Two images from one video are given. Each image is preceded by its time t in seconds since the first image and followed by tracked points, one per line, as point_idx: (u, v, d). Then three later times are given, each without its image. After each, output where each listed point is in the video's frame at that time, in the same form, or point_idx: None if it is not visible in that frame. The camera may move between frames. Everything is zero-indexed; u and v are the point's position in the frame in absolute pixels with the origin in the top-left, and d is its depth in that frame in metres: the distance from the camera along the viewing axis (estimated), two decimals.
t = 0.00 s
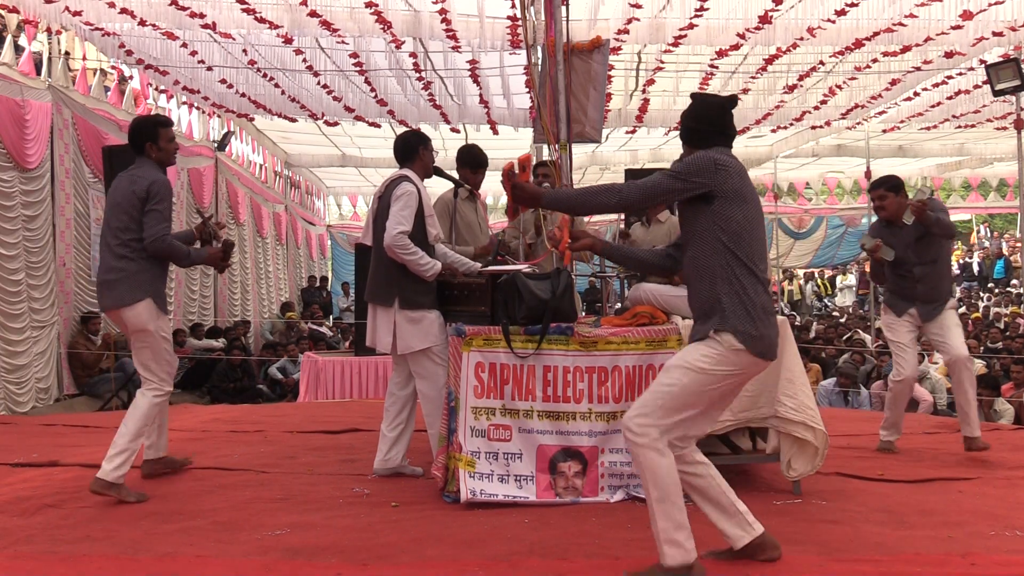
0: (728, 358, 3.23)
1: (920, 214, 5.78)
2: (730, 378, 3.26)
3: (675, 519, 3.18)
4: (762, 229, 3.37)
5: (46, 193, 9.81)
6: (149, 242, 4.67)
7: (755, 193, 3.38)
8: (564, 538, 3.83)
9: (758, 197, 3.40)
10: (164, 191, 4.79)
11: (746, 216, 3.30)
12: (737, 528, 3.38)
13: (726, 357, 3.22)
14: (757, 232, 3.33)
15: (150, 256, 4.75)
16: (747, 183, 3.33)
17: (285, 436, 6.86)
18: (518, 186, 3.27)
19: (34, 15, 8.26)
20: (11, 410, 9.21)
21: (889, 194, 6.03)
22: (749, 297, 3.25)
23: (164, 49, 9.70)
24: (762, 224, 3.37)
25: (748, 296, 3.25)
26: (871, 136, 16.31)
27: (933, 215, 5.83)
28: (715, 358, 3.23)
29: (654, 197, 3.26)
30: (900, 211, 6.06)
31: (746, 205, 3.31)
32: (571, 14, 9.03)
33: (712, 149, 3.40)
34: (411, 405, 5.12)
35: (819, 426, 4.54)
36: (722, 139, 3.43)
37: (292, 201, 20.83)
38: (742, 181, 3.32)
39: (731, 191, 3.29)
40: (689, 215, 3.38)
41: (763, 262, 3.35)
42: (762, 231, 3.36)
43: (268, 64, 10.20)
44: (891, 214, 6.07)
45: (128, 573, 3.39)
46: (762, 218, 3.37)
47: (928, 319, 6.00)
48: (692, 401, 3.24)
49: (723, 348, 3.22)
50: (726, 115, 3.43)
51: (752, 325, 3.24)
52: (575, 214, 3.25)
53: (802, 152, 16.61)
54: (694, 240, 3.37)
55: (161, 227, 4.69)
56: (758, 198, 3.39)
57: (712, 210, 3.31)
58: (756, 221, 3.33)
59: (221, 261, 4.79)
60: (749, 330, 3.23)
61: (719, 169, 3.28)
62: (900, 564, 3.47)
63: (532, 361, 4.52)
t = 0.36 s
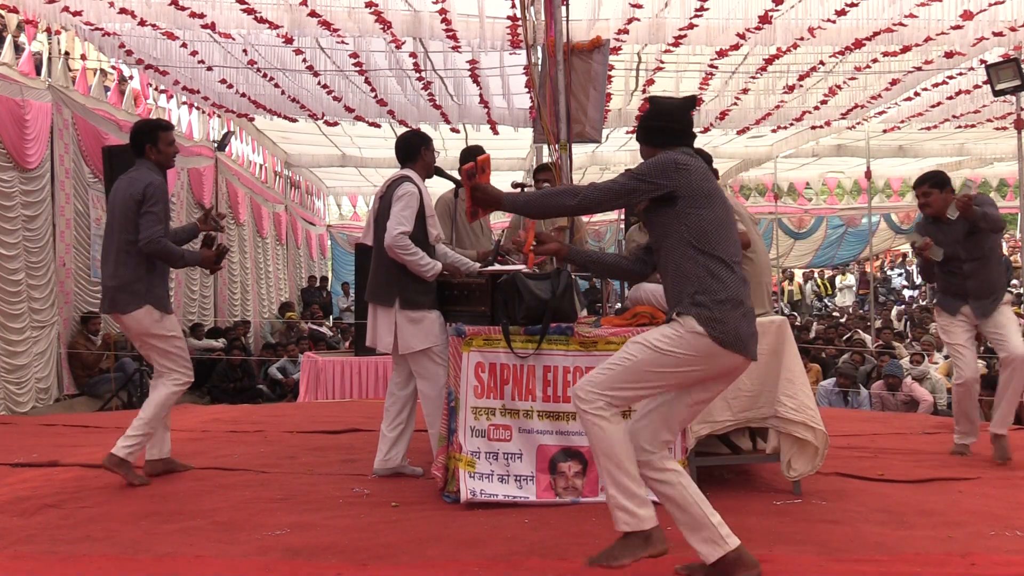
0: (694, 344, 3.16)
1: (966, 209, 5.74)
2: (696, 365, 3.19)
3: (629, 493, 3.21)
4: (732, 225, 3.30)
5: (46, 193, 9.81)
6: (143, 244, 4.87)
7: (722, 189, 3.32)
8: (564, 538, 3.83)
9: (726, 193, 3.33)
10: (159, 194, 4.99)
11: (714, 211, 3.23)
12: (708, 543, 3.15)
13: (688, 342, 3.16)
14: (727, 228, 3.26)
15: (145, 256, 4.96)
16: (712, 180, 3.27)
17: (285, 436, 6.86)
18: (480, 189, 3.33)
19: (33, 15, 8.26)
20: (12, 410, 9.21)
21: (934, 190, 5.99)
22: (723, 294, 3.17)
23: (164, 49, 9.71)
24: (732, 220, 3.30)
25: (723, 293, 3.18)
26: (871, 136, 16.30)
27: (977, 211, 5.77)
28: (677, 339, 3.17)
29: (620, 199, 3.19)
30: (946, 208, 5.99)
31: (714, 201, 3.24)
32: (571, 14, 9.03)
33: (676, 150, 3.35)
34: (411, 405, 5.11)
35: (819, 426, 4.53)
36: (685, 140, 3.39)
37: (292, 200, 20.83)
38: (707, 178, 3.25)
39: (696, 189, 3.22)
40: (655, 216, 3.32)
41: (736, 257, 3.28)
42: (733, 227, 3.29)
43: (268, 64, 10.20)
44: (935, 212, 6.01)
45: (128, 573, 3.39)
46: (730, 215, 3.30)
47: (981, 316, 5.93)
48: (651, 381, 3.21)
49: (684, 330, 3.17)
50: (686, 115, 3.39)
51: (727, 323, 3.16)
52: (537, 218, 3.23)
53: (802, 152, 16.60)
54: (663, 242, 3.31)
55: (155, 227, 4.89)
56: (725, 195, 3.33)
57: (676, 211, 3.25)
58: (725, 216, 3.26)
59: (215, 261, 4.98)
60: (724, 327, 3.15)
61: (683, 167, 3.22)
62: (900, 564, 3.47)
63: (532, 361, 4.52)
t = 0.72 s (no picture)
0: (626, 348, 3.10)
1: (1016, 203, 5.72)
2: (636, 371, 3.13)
3: (590, 531, 3.09)
4: (689, 228, 3.25)
5: (46, 193, 9.81)
6: (138, 241, 4.99)
7: (684, 191, 3.28)
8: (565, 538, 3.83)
9: (687, 195, 3.29)
10: (154, 193, 5.11)
11: (669, 212, 3.19)
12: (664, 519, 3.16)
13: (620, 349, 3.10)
14: (683, 229, 3.21)
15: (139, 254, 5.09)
16: (672, 180, 3.24)
17: (285, 436, 6.86)
18: (439, 185, 3.23)
19: (33, 15, 8.26)
20: (12, 410, 9.20)
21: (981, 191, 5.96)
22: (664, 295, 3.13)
23: (164, 49, 9.70)
24: (690, 223, 3.26)
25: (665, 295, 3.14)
26: (871, 136, 16.31)
27: None
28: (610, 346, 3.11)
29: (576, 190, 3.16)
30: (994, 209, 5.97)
31: (670, 201, 3.20)
32: (571, 14, 9.02)
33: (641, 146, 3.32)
34: (411, 405, 5.12)
35: (819, 427, 4.53)
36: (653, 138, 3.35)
37: (292, 200, 20.83)
38: (667, 177, 3.22)
39: (653, 187, 3.19)
40: (613, 213, 3.29)
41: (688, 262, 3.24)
42: (690, 230, 3.25)
43: (268, 64, 10.20)
44: (985, 212, 5.99)
45: (128, 573, 3.39)
46: (689, 217, 3.26)
47: None
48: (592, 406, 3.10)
49: (606, 340, 3.12)
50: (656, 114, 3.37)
51: (664, 327, 3.12)
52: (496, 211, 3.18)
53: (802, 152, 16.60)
54: (615, 238, 3.29)
55: (150, 225, 5.03)
56: (686, 197, 3.28)
57: (632, 206, 3.21)
58: (682, 218, 3.21)
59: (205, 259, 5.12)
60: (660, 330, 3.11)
61: (642, 164, 3.20)
62: (900, 564, 3.47)
63: (532, 361, 4.52)
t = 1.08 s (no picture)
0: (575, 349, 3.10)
1: None
2: (592, 376, 3.10)
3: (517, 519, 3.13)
4: (630, 219, 3.16)
5: (46, 193, 9.82)
6: (129, 239, 5.18)
7: (626, 181, 3.20)
8: (564, 538, 3.83)
9: (630, 185, 3.21)
10: (145, 194, 5.30)
11: (606, 204, 3.11)
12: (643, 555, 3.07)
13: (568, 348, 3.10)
14: (623, 221, 3.13)
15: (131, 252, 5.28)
16: (610, 171, 3.16)
17: (285, 436, 6.86)
18: (393, 194, 3.22)
19: (33, 14, 8.26)
20: (12, 410, 9.20)
21: None
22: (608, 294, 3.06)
23: (164, 49, 9.70)
24: (632, 215, 3.17)
25: (608, 291, 3.06)
26: (870, 136, 16.31)
27: None
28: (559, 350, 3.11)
29: (514, 193, 3.12)
30: None
31: (608, 193, 3.12)
32: (571, 14, 9.01)
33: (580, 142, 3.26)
34: (411, 406, 5.12)
35: (819, 427, 4.52)
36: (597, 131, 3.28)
37: (292, 200, 20.83)
38: (603, 170, 3.15)
39: (589, 181, 3.12)
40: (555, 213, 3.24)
41: (632, 253, 3.15)
42: (631, 221, 3.16)
43: (268, 64, 10.20)
44: None
45: (128, 573, 3.39)
46: (631, 208, 3.17)
47: None
48: (548, 397, 3.14)
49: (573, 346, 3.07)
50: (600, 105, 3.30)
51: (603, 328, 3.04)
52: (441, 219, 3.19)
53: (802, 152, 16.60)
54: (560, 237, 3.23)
55: (141, 225, 5.22)
56: (629, 187, 3.20)
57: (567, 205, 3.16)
58: (621, 209, 3.14)
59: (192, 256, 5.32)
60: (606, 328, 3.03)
61: (576, 160, 3.15)
62: (900, 564, 3.47)
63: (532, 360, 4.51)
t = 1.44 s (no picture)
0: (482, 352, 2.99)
1: None
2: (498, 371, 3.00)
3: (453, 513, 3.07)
4: (571, 224, 3.05)
5: (46, 193, 9.82)
6: (119, 246, 5.36)
7: (569, 185, 3.08)
8: (564, 538, 3.83)
9: (574, 189, 3.09)
10: (133, 200, 5.47)
11: (543, 211, 3.01)
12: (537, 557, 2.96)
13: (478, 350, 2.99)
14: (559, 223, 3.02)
15: (122, 257, 5.45)
16: (551, 176, 3.05)
17: (285, 436, 6.86)
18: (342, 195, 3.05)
19: (34, 14, 8.26)
20: (12, 410, 9.20)
21: None
22: (538, 303, 2.98)
23: (164, 49, 9.70)
24: (574, 222, 3.06)
25: (538, 302, 2.98)
26: (871, 136, 16.30)
27: None
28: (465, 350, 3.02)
29: (451, 199, 3.04)
30: None
31: (546, 200, 3.02)
32: (571, 14, 9.01)
33: (529, 144, 3.17)
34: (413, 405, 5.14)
35: (819, 427, 4.53)
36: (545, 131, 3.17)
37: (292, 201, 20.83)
38: (542, 176, 3.04)
39: (527, 187, 3.02)
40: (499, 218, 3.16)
41: (571, 260, 3.05)
42: (572, 228, 3.05)
43: (268, 64, 10.20)
44: None
45: (127, 573, 3.39)
46: (572, 214, 3.06)
47: None
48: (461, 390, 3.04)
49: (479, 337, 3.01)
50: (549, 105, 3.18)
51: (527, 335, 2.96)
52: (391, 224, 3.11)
53: (802, 152, 16.59)
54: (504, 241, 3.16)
55: (132, 231, 5.40)
56: (572, 192, 3.08)
57: (505, 210, 3.07)
58: (559, 215, 3.03)
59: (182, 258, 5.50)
60: (532, 338, 2.96)
61: (515, 165, 3.05)
62: (900, 564, 3.47)
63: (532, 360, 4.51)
